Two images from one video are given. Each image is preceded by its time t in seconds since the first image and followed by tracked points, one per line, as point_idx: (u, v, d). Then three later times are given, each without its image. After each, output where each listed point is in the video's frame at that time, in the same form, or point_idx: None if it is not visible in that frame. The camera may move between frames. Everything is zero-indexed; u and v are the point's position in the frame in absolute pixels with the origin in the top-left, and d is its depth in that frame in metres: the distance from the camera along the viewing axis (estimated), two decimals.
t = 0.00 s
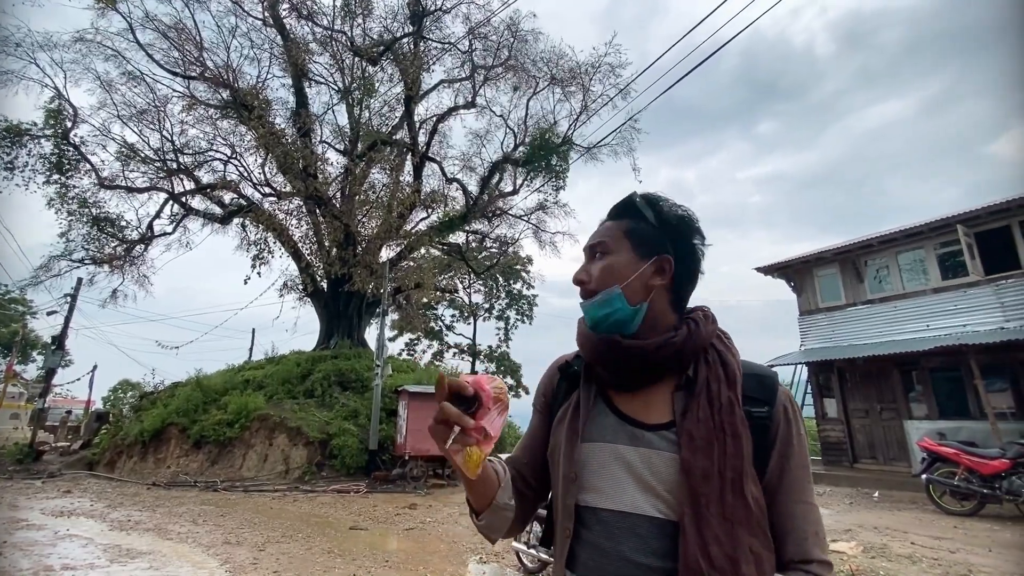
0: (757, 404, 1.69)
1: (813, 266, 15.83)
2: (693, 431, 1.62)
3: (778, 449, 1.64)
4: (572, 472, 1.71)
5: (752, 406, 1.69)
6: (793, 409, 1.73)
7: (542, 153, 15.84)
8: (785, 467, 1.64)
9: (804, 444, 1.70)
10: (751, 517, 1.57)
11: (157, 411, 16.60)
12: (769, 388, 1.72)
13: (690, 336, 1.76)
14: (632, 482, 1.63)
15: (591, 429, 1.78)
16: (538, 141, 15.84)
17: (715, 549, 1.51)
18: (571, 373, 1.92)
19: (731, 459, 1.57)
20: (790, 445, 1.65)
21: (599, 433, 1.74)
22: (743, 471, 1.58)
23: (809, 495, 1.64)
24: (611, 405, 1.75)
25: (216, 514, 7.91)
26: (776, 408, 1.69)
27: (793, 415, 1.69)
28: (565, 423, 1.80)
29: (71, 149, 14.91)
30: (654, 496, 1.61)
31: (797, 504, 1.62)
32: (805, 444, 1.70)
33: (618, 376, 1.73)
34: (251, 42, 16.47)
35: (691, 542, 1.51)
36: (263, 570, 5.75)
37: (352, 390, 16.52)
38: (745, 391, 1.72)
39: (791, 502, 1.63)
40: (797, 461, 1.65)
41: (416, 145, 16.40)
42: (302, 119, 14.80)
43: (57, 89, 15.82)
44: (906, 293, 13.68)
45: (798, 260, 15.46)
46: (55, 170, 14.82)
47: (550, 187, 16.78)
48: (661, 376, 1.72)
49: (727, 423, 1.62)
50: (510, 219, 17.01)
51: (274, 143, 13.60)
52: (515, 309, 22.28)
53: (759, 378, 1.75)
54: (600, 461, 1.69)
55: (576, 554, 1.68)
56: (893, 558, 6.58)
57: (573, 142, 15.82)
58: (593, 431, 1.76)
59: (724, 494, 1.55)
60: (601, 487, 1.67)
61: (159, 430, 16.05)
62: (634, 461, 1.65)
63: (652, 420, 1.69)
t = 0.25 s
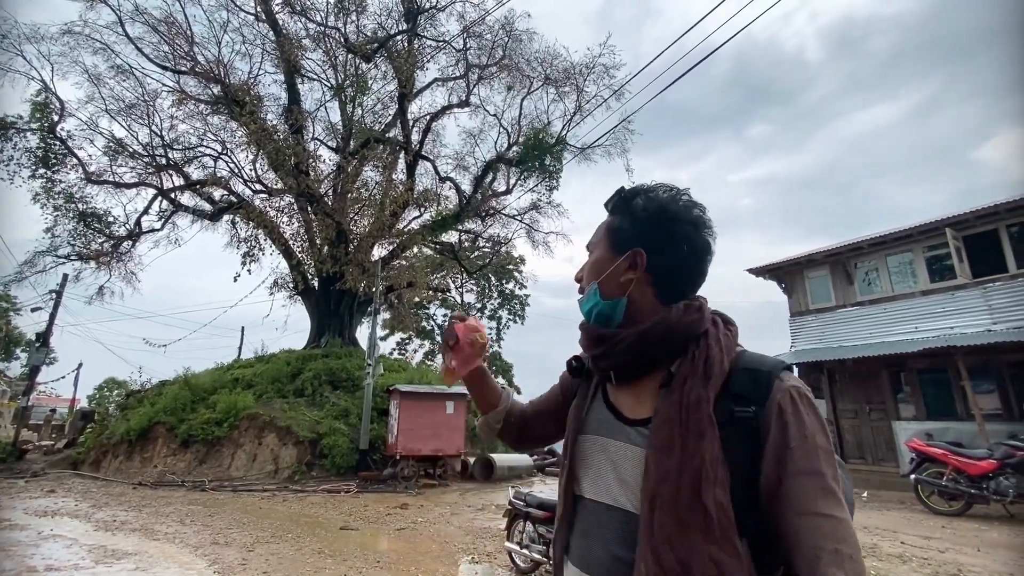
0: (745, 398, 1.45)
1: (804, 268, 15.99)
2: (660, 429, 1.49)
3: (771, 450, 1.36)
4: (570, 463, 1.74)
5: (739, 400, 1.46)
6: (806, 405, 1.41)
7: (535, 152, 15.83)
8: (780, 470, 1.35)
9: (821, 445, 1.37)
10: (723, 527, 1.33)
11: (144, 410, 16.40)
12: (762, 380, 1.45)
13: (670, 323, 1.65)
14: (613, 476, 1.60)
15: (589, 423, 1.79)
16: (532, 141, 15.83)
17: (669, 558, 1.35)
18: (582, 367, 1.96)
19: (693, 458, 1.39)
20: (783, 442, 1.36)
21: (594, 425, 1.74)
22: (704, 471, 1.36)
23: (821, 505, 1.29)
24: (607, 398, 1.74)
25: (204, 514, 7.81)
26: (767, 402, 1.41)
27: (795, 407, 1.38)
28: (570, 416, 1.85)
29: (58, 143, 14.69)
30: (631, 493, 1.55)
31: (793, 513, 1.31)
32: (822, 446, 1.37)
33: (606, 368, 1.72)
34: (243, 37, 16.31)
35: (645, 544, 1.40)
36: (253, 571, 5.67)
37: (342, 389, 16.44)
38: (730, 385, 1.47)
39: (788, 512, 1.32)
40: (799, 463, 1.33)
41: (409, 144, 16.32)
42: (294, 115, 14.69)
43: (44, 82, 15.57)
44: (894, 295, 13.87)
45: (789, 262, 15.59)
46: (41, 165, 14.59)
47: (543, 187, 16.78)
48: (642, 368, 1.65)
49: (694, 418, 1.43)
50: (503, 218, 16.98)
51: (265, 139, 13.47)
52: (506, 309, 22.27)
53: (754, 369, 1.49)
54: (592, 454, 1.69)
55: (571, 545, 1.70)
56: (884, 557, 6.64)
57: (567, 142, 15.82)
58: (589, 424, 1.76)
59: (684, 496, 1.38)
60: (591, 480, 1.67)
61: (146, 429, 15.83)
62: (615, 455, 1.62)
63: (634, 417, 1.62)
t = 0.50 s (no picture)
0: (733, 411, 1.18)
1: (795, 270, 16.12)
2: (642, 439, 1.29)
3: (755, 473, 1.11)
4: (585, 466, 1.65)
5: (728, 411, 1.19)
6: (812, 424, 1.11)
7: (530, 153, 15.82)
8: (763, 496, 1.09)
9: (829, 474, 1.09)
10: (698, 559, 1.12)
11: (131, 409, 16.20)
12: (758, 391, 1.17)
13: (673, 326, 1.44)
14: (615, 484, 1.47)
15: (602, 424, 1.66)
16: (526, 141, 15.82)
17: None
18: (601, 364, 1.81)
19: (666, 475, 1.18)
20: (766, 464, 1.09)
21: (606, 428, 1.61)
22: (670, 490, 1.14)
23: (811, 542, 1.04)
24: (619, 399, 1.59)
25: (192, 515, 7.71)
26: (756, 417, 1.14)
27: (790, 428, 1.10)
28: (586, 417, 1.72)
29: (45, 138, 14.48)
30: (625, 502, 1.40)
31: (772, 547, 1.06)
32: (826, 475, 1.08)
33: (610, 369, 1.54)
34: (235, 33, 16.17)
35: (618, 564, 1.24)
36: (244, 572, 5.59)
37: (333, 389, 16.36)
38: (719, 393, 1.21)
39: (766, 543, 1.08)
40: (786, 490, 1.07)
41: (403, 143, 16.25)
42: (286, 113, 14.58)
43: (31, 76, 15.34)
44: (884, 298, 14.04)
45: (781, 264, 15.69)
46: (27, 160, 14.37)
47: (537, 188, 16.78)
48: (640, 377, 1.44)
49: (671, 431, 1.22)
50: (497, 218, 16.96)
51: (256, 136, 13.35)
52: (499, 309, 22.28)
53: (752, 380, 1.21)
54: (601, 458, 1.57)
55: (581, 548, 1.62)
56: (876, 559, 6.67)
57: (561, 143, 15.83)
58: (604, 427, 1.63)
59: (656, 518, 1.18)
60: (598, 484, 1.56)
61: (132, 429, 15.64)
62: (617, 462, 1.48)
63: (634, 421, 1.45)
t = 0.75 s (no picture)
0: (758, 430, 1.18)
1: (788, 273, 16.43)
2: (665, 456, 1.30)
3: (782, 495, 1.11)
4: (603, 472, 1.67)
5: (753, 432, 1.19)
6: (839, 445, 1.11)
7: (523, 154, 15.82)
8: (792, 519, 1.10)
9: (855, 496, 1.09)
10: None
11: (116, 409, 15.96)
12: (783, 412, 1.17)
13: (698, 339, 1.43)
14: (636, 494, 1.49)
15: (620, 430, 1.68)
16: (520, 142, 15.82)
17: None
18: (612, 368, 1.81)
19: (692, 495, 1.18)
20: (793, 488, 1.10)
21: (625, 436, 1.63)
22: (698, 515, 1.15)
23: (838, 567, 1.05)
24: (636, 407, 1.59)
25: (180, 517, 7.59)
26: (783, 440, 1.14)
27: (818, 451, 1.10)
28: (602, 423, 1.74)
29: (29, 132, 14.20)
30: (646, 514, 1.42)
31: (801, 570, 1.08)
32: (853, 498, 1.08)
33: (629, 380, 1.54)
34: (227, 29, 15.99)
35: None
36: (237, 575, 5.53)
37: (323, 390, 16.27)
38: (745, 414, 1.21)
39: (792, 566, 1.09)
40: (813, 514, 1.08)
41: (396, 142, 16.18)
42: (278, 110, 14.46)
43: (16, 68, 15.05)
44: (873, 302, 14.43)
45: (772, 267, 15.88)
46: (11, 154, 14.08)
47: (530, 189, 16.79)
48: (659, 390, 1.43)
49: (697, 452, 1.21)
50: (490, 219, 16.92)
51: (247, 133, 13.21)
52: (490, 310, 22.26)
53: (776, 397, 1.20)
54: (621, 467, 1.59)
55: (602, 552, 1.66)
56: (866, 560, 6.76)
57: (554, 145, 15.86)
58: (622, 434, 1.64)
59: (678, 537, 1.18)
60: (618, 492, 1.58)
61: (118, 429, 15.40)
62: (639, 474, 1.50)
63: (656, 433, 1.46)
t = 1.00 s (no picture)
0: (810, 430, 1.24)
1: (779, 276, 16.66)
2: (713, 460, 1.34)
3: (838, 491, 1.17)
4: (631, 473, 1.71)
5: (805, 432, 1.25)
6: (891, 441, 1.18)
7: (517, 154, 15.83)
8: (848, 518, 1.16)
9: (906, 491, 1.16)
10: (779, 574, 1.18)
11: (102, 407, 15.74)
12: (834, 412, 1.22)
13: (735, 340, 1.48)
14: (673, 497, 1.54)
15: (649, 431, 1.73)
16: (514, 143, 15.82)
17: None
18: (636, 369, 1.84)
19: (747, 497, 1.23)
20: (850, 488, 1.16)
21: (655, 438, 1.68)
22: (757, 519, 1.20)
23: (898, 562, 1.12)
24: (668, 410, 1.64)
25: (168, 518, 7.50)
26: (836, 441, 1.20)
27: (872, 450, 1.17)
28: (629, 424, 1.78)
29: (14, 125, 13.94)
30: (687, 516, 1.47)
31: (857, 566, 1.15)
32: (907, 492, 1.15)
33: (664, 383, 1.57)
34: (220, 25, 15.84)
35: None
36: None
37: (314, 389, 16.19)
38: (794, 414, 1.27)
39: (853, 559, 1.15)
40: (870, 514, 1.14)
41: (389, 141, 16.11)
42: (271, 108, 14.36)
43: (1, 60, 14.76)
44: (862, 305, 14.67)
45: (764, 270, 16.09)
46: None
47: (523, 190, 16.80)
48: (699, 393, 1.47)
49: (749, 453, 1.27)
50: (483, 219, 16.90)
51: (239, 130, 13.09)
52: (482, 311, 22.28)
53: (825, 396, 1.26)
54: (653, 468, 1.64)
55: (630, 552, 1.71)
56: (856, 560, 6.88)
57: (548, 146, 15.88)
58: (653, 435, 1.69)
59: (732, 537, 1.23)
60: (650, 494, 1.63)
61: (104, 428, 15.19)
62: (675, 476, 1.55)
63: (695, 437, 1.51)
